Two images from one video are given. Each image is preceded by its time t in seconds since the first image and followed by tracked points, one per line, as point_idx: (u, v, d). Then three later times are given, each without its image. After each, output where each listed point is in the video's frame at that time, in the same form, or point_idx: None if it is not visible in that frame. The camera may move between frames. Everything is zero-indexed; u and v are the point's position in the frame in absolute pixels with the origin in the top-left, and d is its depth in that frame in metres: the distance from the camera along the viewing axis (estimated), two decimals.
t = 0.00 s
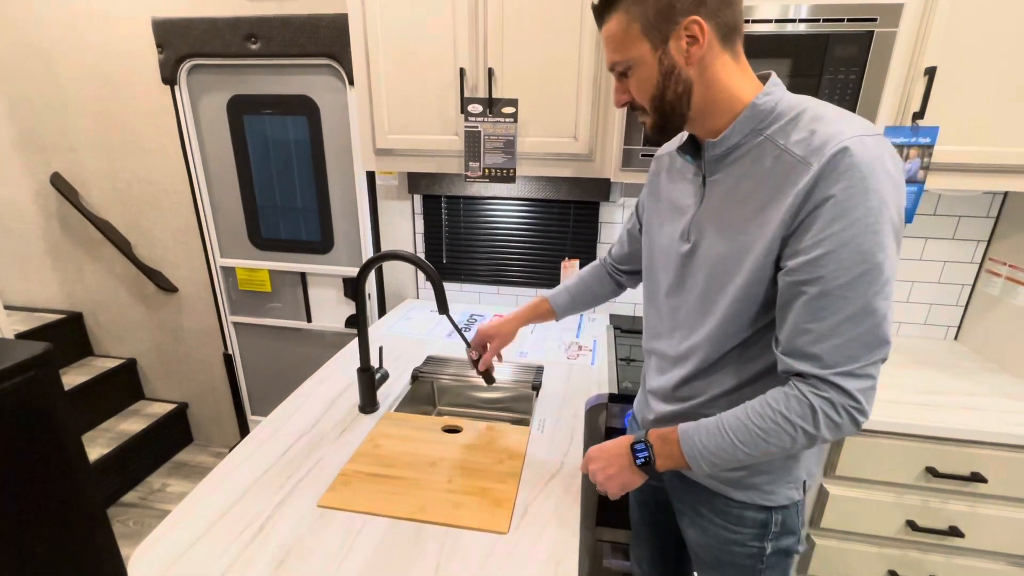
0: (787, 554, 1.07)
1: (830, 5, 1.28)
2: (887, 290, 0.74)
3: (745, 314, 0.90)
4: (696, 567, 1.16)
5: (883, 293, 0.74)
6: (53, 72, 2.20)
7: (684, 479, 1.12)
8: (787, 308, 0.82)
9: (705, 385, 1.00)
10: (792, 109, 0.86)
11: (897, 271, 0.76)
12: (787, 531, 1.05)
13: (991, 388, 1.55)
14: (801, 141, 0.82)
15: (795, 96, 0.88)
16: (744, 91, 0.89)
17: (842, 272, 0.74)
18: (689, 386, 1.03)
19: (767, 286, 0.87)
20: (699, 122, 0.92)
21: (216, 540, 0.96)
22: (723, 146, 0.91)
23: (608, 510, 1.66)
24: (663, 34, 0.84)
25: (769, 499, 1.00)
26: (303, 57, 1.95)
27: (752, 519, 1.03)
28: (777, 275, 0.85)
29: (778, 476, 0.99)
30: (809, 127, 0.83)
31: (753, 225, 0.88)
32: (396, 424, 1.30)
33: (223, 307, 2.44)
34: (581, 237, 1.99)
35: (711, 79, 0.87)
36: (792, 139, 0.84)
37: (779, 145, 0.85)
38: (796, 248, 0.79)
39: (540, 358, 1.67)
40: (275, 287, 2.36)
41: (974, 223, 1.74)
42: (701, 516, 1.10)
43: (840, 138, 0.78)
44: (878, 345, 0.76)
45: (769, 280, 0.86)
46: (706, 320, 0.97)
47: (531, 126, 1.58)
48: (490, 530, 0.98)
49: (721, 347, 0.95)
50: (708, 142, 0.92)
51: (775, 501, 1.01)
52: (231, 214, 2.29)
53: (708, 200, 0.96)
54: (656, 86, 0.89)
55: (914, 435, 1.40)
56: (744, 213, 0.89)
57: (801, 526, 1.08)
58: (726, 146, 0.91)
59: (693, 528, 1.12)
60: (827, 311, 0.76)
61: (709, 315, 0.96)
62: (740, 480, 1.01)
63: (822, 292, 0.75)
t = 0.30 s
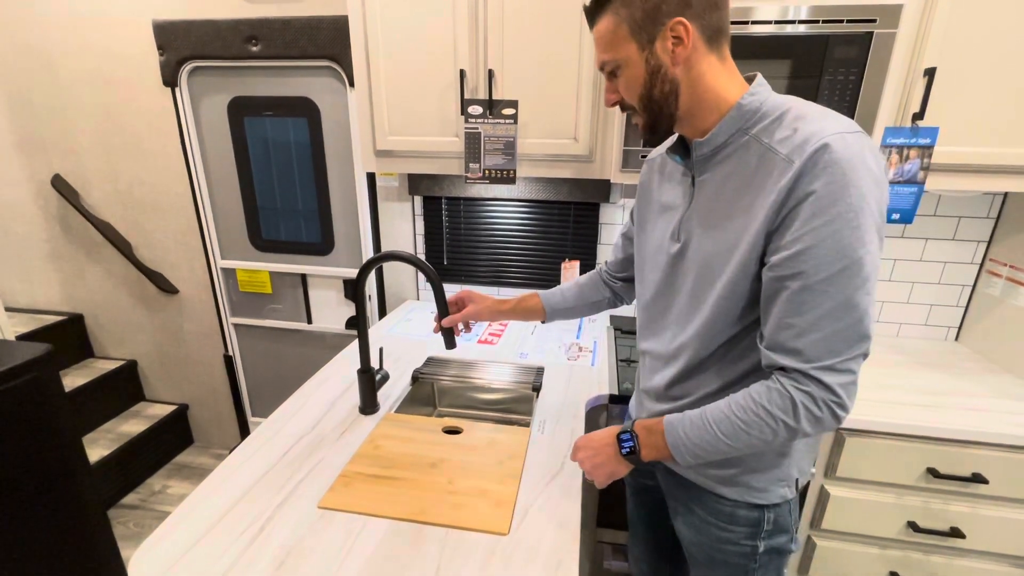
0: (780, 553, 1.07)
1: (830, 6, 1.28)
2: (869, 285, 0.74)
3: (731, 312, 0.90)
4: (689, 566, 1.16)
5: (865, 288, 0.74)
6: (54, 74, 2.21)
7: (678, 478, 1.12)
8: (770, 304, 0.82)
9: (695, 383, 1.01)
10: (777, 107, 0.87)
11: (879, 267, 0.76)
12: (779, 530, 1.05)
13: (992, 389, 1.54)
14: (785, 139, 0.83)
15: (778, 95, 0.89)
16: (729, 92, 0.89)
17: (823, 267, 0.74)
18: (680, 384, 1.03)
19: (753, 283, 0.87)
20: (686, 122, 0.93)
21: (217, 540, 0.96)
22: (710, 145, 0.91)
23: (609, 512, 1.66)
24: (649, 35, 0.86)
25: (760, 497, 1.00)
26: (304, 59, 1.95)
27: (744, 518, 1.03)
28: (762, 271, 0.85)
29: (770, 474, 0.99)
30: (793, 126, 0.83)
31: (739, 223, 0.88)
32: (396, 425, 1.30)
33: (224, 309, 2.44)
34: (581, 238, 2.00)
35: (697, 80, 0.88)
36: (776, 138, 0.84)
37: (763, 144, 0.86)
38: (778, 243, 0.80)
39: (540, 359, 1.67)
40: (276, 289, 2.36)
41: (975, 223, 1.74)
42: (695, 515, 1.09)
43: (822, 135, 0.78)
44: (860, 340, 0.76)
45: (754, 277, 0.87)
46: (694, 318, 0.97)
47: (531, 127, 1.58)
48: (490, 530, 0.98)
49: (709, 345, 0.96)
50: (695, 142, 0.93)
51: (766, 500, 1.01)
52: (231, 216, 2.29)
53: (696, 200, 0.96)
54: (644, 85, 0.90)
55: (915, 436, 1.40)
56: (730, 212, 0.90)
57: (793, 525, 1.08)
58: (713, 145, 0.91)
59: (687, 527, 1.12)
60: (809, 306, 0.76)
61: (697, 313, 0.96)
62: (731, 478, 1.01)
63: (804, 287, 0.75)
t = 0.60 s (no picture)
0: (770, 551, 1.08)
1: (828, 8, 1.29)
2: (849, 283, 0.76)
3: (717, 312, 0.92)
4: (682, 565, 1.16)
5: (845, 287, 0.76)
6: (54, 75, 2.21)
7: (668, 478, 1.13)
8: (754, 302, 0.83)
9: (683, 383, 1.01)
10: (761, 110, 0.88)
11: (859, 266, 0.78)
12: (768, 528, 1.05)
13: (991, 390, 1.55)
14: (768, 140, 0.84)
15: (762, 97, 0.90)
16: (712, 94, 0.91)
17: (804, 266, 0.75)
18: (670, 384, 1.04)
19: (738, 283, 0.88)
20: (671, 125, 0.95)
21: (217, 541, 0.96)
22: (696, 146, 0.93)
23: (608, 513, 1.65)
24: (630, 41, 0.88)
25: (749, 496, 1.01)
26: (304, 60, 1.95)
27: (733, 516, 1.03)
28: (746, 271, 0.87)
29: (757, 472, 1.00)
30: (776, 128, 0.85)
31: (724, 224, 0.90)
32: (395, 427, 1.29)
33: (224, 311, 2.45)
34: (580, 239, 2.00)
35: (678, 84, 0.90)
36: (760, 139, 0.85)
37: (748, 145, 0.87)
38: (761, 243, 0.81)
39: (539, 360, 1.67)
40: (275, 290, 2.36)
41: (973, 224, 1.74)
42: (685, 515, 1.10)
43: (803, 136, 0.80)
44: (840, 338, 0.78)
45: (739, 276, 0.88)
46: (681, 317, 0.98)
47: (531, 128, 1.59)
48: (489, 531, 0.98)
49: (696, 345, 0.97)
50: (681, 144, 0.95)
51: (755, 499, 1.01)
52: (231, 217, 2.29)
53: (683, 200, 0.98)
54: (627, 90, 0.93)
55: (914, 438, 1.40)
56: (716, 212, 0.92)
57: (783, 523, 1.09)
58: (699, 146, 0.93)
59: (678, 526, 1.12)
60: (791, 304, 0.77)
61: (685, 312, 0.97)
62: (720, 476, 1.02)
63: (786, 285, 0.77)
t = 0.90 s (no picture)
0: (762, 553, 1.08)
1: (827, 12, 1.29)
2: (834, 284, 0.77)
3: (706, 314, 0.93)
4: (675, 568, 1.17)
5: (829, 287, 0.77)
6: (55, 78, 2.21)
7: (660, 481, 1.14)
8: (742, 304, 0.85)
9: (676, 386, 1.03)
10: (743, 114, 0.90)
11: (844, 265, 0.79)
12: (759, 530, 1.06)
13: (991, 393, 1.55)
14: (750, 144, 0.86)
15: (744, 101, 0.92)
16: (695, 100, 0.93)
17: (789, 268, 0.77)
18: (662, 386, 1.06)
19: (726, 285, 0.90)
20: (657, 131, 0.97)
21: (216, 545, 0.95)
22: (680, 152, 0.95)
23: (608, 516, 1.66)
24: (610, 52, 0.91)
25: (740, 498, 1.02)
26: (304, 63, 1.96)
27: (724, 518, 1.04)
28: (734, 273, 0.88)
29: (749, 473, 1.00)
30: (757, 131, 0.86)
31: (711, 227, 0.91)
32: (395, 430, 1.29)
33: (223, 313, 2.44)
34: (580, 242, 2.00)
35: (661, 92, 0.92)
36: (742, 142, 0.87)
37: (731, 149, 0.89)
38: (746, 245, 0.83)
39: (539, 363, 1.67)
40: (275, 293, 2.36)
41: (972, 228, 1.74)
42: (677, 517, 1.10)
43: (784, 139, 0.81)
44: (827, 338, 0.79)
45: (726, 279, 0.89)
46: (670, 321, 1.00)
47: (531, 132, 1.59)
48: (489, 535, 0.97)
49: (688, 348, 0.98)
50: (666, 148, 0.97)
51: (746, 500, 1.02)
52: (231, 220, 2.29)
53: (670, 205, 0.99)
54: (610, 99, 0.95)
55: (915, 441, 1.40)
56: (703, 216, 0.93)
57: (774, 525, 1.09)
58: (683, 151, 0.95)
59: (670, 529, 1.13)
60: (777, 305, 0.79)
61: (674, 315, 0.99)
62: (711, 478, 1.03)
63: (772, 287, 0.78)
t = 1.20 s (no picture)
0: (752, 556, 1.09)
1: (829, 15, 1.29)
2: (802, 286, 0.79)
3: (688, 313, 0.96)
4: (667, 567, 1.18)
5: (796, 289, 0.79)
6: (57, 81, 2.22)
7: (654, 481, 1.15)
8: (717, 303, 0.88)
9: (665, 385, 1.06)
10: (724, 118, 0.93)
11: (816, 268, 0.81)
12: (750, 532, 1.06)
13: (994, 396, 1.54)
14: (728, 147, 0.89)
15: (728, 105, 0.95)
16: (680, 104, 0.97)
17: (757, 269, 0.80)
18: (652, 387, 1.08)
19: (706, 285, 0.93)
20: (645, 135, 1.01)
21: (218, 548, 0.95)
22: (668, 156, 0.98)
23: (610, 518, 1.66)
24: (597, 61, 0.96)
25: (729, 499, 1.02)
26: (307, 66, 1.96)
27: (714, 519, 1.05)
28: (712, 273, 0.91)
29: (737, 475, 1.01)
30: (736, 135, 0.89)
31: (691, 228, 0.95)
32: (397, 432, 1.29)
33: (223, 315, 2.44)
34: (581, 245, 2.00)
35: (647, 98, 0.96)
36: (722, 146, 0.90)
37: (712, 152, 0.92)
38: (719, 246, 0.86)
39: (541, 366, 1.67)
40: (276, 295, 2.36)
41: (974, 230, 1.74)
42: (669, 517, 1.12)
43: (757, 142, 0.84)
44: (795, 337, 0.81)
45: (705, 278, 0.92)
46: (658, 320, 1.03)
47: (533, 134, 1.59)
48: (492, 538, 0.97)
49: (673, 346, 1.01)
50: (653, 152, 1.00)
51: (736, 502, 1.02)
52: (233, 223, 2.29)
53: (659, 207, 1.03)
54: (599, 106, 1.00)
55: (918, 444, 1.39)
56: (685, 217, 0.96)
57: (766, 529, 1.09)
58: (670, 155, 0.98)
59: (662, 528, 1.14)
60: (746, 305, 0.82)
61: (660, 314, 1.02)
62: (700, 478, 1.04)
63: (741, 287, 0.82)
